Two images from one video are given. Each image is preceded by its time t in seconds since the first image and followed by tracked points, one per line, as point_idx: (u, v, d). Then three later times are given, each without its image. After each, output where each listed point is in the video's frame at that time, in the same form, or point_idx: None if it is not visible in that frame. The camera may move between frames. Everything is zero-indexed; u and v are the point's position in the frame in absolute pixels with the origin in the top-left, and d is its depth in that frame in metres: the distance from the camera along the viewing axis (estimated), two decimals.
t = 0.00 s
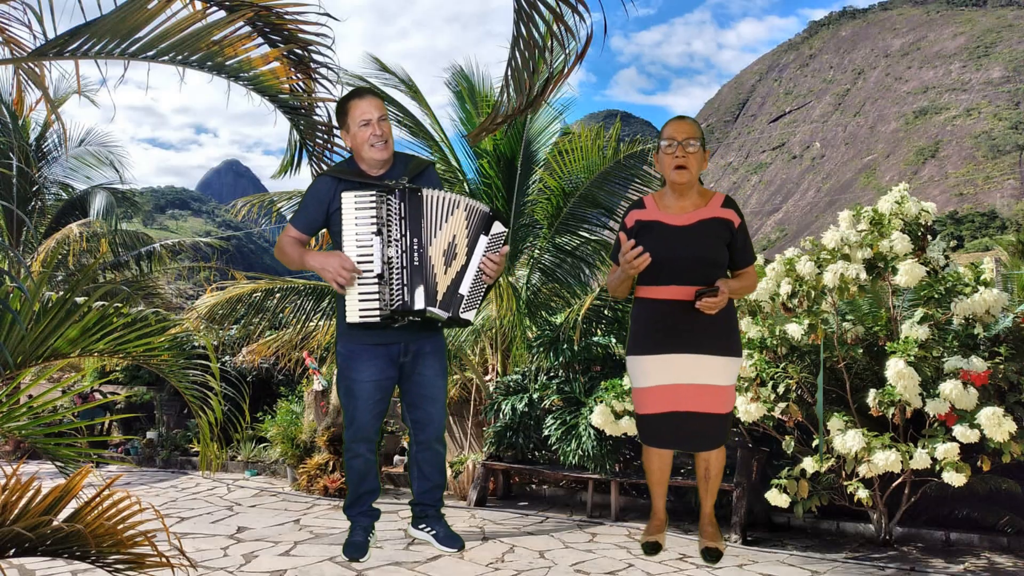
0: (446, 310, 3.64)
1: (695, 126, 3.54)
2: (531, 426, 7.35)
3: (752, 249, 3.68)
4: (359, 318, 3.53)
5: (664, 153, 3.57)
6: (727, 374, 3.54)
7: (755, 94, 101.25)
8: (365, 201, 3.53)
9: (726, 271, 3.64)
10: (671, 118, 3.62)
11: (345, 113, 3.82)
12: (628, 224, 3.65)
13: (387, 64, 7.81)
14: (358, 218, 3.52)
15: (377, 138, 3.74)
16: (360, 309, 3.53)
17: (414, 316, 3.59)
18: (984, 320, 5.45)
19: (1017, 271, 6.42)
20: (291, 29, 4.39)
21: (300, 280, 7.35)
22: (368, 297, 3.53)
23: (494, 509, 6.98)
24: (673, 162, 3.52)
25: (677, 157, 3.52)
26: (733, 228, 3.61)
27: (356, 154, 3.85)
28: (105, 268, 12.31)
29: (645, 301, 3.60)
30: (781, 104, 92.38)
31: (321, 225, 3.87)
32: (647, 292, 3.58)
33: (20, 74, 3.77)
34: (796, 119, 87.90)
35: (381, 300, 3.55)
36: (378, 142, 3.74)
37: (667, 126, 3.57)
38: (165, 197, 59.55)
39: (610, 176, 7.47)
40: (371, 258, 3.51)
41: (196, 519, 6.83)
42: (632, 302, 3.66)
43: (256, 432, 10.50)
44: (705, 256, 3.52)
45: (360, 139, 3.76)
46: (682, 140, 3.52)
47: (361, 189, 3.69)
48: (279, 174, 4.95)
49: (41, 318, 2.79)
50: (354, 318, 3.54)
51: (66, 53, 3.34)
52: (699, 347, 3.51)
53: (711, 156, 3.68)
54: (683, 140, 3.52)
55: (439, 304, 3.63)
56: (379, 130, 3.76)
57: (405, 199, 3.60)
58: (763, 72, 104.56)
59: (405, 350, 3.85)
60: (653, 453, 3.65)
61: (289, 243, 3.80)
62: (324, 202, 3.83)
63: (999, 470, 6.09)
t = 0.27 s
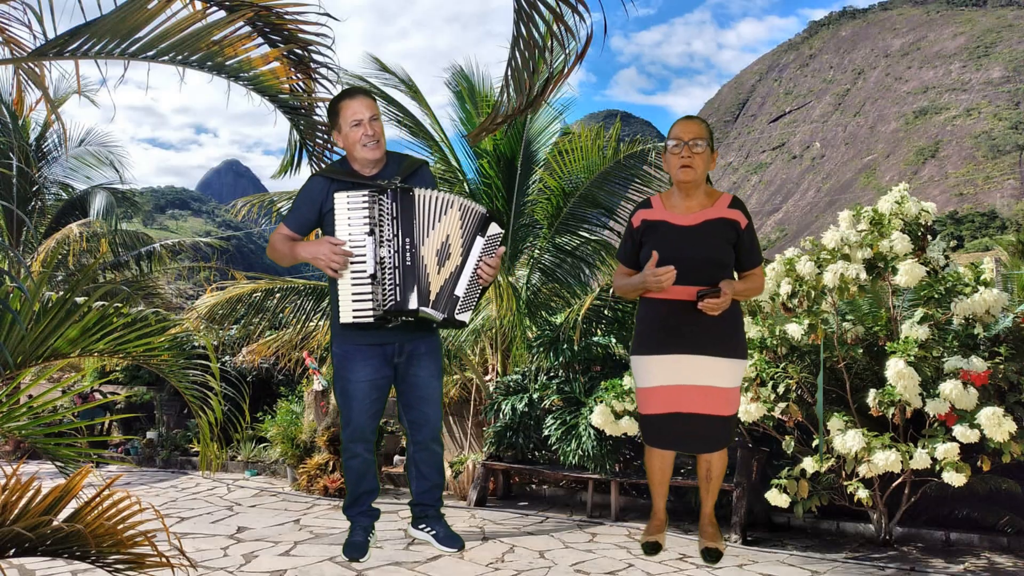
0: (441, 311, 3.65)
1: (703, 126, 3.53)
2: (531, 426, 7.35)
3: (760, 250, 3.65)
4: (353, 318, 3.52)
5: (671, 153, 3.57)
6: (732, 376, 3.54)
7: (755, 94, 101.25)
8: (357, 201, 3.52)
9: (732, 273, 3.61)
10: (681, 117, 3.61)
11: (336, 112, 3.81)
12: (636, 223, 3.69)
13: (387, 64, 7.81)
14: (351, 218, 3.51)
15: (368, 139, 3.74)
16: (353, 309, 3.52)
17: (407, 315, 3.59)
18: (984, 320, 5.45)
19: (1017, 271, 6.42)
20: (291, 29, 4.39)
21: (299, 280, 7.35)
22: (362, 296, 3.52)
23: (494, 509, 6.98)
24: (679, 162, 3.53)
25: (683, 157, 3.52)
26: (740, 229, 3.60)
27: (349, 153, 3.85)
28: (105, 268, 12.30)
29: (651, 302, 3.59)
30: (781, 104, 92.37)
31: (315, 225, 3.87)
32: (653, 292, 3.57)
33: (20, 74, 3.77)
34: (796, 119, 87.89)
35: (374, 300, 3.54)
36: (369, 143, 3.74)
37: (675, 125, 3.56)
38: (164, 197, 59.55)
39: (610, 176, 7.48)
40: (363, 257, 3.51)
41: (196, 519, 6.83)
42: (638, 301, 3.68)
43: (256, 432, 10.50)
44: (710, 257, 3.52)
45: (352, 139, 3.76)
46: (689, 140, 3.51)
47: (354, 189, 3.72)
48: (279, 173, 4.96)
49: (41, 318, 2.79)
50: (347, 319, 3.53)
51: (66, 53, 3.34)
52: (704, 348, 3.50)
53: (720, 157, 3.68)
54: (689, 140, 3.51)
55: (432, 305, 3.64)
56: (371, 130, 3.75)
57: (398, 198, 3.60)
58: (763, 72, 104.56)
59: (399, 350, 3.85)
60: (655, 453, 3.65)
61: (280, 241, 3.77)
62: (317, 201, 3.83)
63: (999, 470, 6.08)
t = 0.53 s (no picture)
0: (439, 315, 3.65)
1: (708, 126, 3.52)
2: (531, 426, 7.35)
3: (767, 251, 3.64)
4: (349, 319, 3.53)
5: (677, 153, 3.58)
6: (737, 379, 3.53)
7: (755, 94, 101.24)
8: (355, 203, 3.51)
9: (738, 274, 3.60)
10: (688, 117, 3.61)
11: (333, 114, 3.80)
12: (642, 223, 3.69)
13: (387, 64, 7.81)
14: (348, 220, 3.51)
15: (366, 139, 3.74)
16: (349, 311, 3.53)
17: (401, 318, 3.59)
18: (984, 320, 5.45)
19: (1017, 271, 6.42)
20: (291, 29, 4.39)
21: (299, 280, 7.35)
22: (357, 298, 3.53)
23: (494, 509, 6.98)
24: (684, 162, 3.52)
25: (688, 157, 3.52)
26: (746, 230, 3.59)
27: (346, 154, 3.85)
28: (105, 268, 12.29)
29: (656, 302, 3.59)
30: (780, 105, 92.36)
31: (312, 225, 3.88)
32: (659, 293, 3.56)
33: (20, 74, 3.78)
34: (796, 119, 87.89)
35: (369, 301, 3.54)
36: (367, 143, 3.74)
37: (682, 126, 3.56)
38: (164, 197, 59.56)
39: (610, 176, 7.49)
40: (359, 259, 3.51)
41: (196, 519, 6.83)
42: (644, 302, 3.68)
43: (257, 432, 10.50)
44: (716, 258, 3.52)
45: (350, 139, 3.75)
46: (694, 140, 3.51)
47: (351, 189, 3.74)
48: (279, 174, 4.96)
49: (41, 318, 2.79)
50: (343, 320, 3.53)
51: (66, 53, 3.34)
52: (709, 350, 3.50)
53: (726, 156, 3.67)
54: (694, 140, 3.51)
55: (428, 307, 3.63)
56: (369, 131, 3.75)
57: (394, 201, 3.60)
58: (763, 72, 104.55)
59: (395, 351, 3.85)
60: (656, 454, 3.65)
61: (277, 242, 3.79)
62: (314, 202, 3.83)
63: (999, 471, 6.08)
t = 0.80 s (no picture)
0: (440, 317, 3.66)
1: (716, 126, 3.52)
2: (531, 426, 7.35)
3: (770, 252, 3.65)
4: (348, 318, 3.53)
5: (684, 151, 3.58)
6: (741, 380, 3.53)
7: (755, 94, 101.24)
8: (355, 202, 3.51)
9: (743, 274, 3.61)
10: (695, 116, 3.61)
11: (334, 113, 3.80)
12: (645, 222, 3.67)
13: (387, 64, 7.80)
14: (348, 219, 3.51)
15: (366, 139, 3.74)
16: (348, 310, 3.54)
17: (401, 318, 3.58)
18: (984, 320, 5.45)
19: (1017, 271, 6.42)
20: (291, 29, 4.39)
21: (300, 280, 7.35)
22: (357, 297, 3.53)
23: (494, 509, 6.98)
24: (691, 161, 3.52)
25: (695, 156, 3.52)
26: (751, 231, 3.60)
27: (347, 153, 3.85)
28: (106, 268, 12.27)
29: (659, 303, 3.58)
30: (781, 104, 92.37)
31: (312, 224, 3.88)
32: (663, 292, 3.55)
33: (21, 74, 3.78)
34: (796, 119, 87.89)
35: (368, 301, 3.54)
36: (367, 143, 3.74)
37: (689, 124, 3.56)
38: (164, 197, 59.56)
39: (610, 176, 7.50)
40: (359, 258, 3.51)
41: (196, 519, 6.83)
42: (647, 303, 3.67)
43: (256, 432, 10.50)
44: (721, 258, 3.53)
45: (350, 139, 3.76)
46: (701, 139, 3.52)
47: (352, 188, 3.74)
48: (279, 173, 4.96)
49: (41, 318, 2.79)
50: (342, 319, 3.54)
51: (66, 53, 3.34)
52: (713, 352, 3.50)
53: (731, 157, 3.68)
54: (702, 139, 3.52)
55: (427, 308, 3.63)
56: (370, 131, 3.75)
57: (394, 200, 3.59)
58: (763, 72, 104.55)
59: (395, 351, 3.85)
60: (658, 454, 3.65)
61: (277, 240, 3.80)
62: (315, 201, 3.83)
63: (999, 471, 6.08)
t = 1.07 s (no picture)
0: (443, 319, 3.66)
1: (722, 125, 3.51)
2: (531, 426, 7.35)
3: (772, 253, 3.66)
4: (349, 318, 3.53)
5: (688, 151, 3.57)
6: (742, 381, 3.53)
7: (755, 94, 101.25)
8: (359, 201, 3.51)
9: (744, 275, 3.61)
10: (700, 115, 3.60)
11: (341, 113, 3.82)
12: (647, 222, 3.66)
13: (387, 64, 7.80)
14: (351, 218, 3.51)
15: (372, 139, 3.75)
16: (350, 309, 3.53)
17: (402, 318, 3.59)
18: (984, 320, 5.45)
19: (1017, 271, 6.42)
20: (291, 29, 4.39)
21: (300, 280, 7.35)
22: (358, 296, 3.53)
23: (494, 509, 6.98)
24: (696, 160, 3.52)
25: (699, 156, 3.52)
26: (753, 232, 3.61)
27: (352, 153, 3.86)
28: (106, 269, 12.27)
29: (660, 303, 3.58)
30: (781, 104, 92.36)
31: (315, 222, 3.88)
32: (664, 293, 3.55)
33: (20, 74, 3.77)
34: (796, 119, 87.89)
35: (370, 300, 3.54)
36: (372, 143, 3.75)
37: (695, 123, 3.55)
38: (164, 197, 59.57)
39: (610, 176, 7.49)
40: (361, 258, 3.51)
41: (196, 519, 6.83)
42: (647, 303, 3.67)
43: (256, 432, 10.50)
44: (724, 258, 3.53)
45: (356, 138, 3.76)
46: (706, 138, 3.51)
47: (356, 188, 3.73)
48: (279, 173, 4.96)
49: (41, 318, 2.79)
50: (344, 318, 3.54)
51: (66, 53, 3.34)
52: (714, 353, 3.50)
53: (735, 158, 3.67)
54: (707, 139, 3.51)
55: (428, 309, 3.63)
56: (375, 131, 3.76)
57: (398, 200, 3.59)
58: (763, 71, 104.54)
59: (396, 351, 3.85)
60: (658, 454, 3.64)
61: (280, 238, 3.80)
62: (319, 199, 3.83)
63: (999, 471, 6.08)
